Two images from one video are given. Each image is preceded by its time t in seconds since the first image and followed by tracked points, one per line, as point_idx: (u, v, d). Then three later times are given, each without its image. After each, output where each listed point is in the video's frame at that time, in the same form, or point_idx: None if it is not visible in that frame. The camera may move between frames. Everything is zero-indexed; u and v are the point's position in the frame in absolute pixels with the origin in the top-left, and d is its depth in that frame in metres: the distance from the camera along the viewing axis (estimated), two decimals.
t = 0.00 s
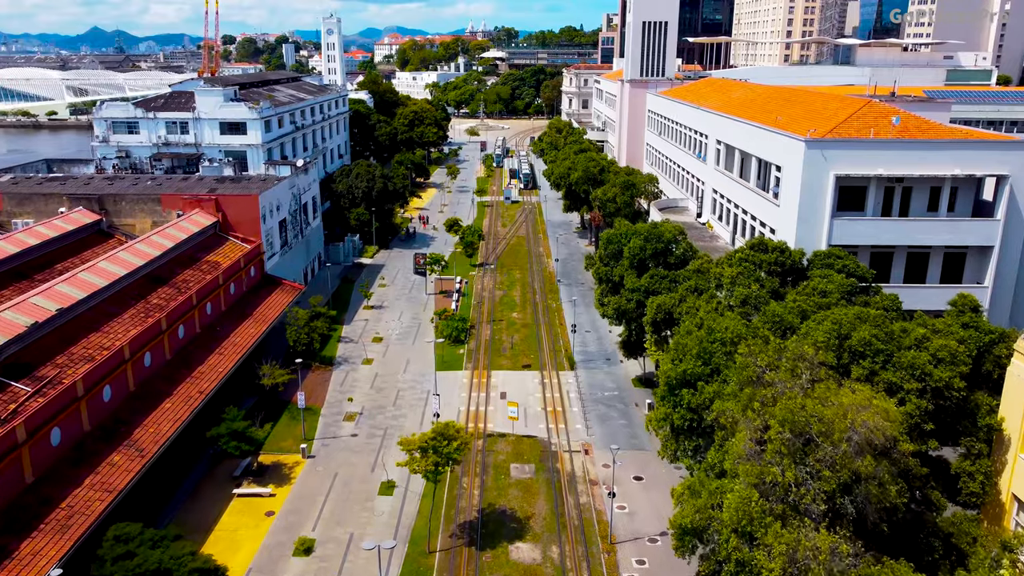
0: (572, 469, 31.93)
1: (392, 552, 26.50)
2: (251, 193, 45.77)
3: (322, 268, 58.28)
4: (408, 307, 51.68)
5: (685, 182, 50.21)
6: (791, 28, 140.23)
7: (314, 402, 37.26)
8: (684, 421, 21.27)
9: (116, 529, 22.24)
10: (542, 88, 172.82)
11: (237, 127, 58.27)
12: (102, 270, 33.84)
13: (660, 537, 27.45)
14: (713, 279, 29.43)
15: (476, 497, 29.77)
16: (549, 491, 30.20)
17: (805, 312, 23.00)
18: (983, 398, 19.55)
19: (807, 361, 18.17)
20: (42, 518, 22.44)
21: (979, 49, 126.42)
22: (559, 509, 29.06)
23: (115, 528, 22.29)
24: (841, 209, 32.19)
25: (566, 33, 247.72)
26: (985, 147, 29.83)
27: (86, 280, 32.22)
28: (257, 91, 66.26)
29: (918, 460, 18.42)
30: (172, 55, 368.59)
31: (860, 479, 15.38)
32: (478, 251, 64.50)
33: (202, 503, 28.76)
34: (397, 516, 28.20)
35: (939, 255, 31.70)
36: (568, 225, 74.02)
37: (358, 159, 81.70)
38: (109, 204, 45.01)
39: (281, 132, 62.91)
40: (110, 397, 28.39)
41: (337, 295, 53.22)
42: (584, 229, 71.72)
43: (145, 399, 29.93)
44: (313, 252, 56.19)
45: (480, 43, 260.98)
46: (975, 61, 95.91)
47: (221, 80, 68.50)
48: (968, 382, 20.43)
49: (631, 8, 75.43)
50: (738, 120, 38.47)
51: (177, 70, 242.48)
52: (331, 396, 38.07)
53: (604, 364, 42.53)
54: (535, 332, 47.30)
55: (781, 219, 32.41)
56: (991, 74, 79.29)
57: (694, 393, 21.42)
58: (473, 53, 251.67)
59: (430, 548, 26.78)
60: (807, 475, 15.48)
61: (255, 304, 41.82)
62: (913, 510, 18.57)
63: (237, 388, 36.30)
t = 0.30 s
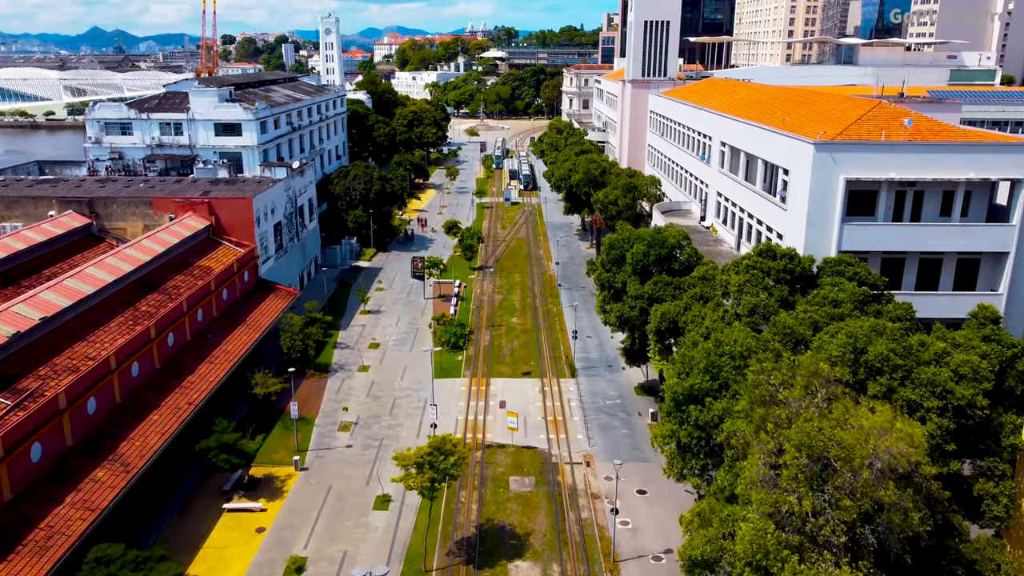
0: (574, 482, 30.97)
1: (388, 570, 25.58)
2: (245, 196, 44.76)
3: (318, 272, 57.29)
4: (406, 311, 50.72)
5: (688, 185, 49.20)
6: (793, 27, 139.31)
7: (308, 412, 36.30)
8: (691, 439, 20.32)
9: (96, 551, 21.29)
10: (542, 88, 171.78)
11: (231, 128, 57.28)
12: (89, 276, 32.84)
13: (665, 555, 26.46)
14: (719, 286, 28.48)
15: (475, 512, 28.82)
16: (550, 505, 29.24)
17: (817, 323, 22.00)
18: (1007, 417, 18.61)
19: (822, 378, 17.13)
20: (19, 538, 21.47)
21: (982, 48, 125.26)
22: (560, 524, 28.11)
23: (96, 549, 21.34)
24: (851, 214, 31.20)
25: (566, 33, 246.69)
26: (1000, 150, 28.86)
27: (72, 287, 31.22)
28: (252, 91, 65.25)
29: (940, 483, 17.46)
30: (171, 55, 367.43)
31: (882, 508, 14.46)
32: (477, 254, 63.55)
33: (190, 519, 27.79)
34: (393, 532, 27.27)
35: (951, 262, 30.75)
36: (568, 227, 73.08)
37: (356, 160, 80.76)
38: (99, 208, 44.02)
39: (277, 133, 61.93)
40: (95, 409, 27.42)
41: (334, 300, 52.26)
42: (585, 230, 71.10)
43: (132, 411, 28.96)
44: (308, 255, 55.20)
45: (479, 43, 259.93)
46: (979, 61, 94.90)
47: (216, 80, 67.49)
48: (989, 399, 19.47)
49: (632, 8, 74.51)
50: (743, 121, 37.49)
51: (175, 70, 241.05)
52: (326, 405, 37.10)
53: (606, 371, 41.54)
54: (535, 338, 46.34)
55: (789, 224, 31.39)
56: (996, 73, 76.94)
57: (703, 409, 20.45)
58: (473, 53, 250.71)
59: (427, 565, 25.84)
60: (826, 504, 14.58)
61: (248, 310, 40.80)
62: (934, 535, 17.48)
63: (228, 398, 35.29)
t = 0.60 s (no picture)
0: (576, 496, 29.97)
1: None
2: (238, 199, 43.76)
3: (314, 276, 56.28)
4: (403, 316, 49.72)
5: (692, 188, 48.24)
6: (795, 27, 138.24)
7: (302, 422, 35.33)
8: (700, 460, 19.32)
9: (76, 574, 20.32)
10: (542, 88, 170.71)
11: (226, 129, 56.35)
12: (76, 282, 31.82)
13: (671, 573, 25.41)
14: (726, 295, 27.52)
15: (472, 528, 27.85)
16: (551, 521, 28.26)
17: (831, 336, 21.04)
18: None
19: (839, 398, 16.16)
20: None
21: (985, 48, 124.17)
22: (561, 541, 27.12)
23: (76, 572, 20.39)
24: (862, 219, 30.19)
25: (566, 33, 245.55)
26: (1016, 154, 27.88)
27: (58, 294, 30.21)
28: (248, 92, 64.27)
29: (965, 509, 16.43)
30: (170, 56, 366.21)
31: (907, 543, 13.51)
32: (476, 257, 62.56)
33: (178, 536, 26.86)
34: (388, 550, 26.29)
35: (965, 269, 29.75)
36: (569, 229, 72.08)
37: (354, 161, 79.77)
38: (89, 211, 43.04)
39: (273, 134, 61.01)
40: (79, 421, 26.44)
41: (330, 305, 51.27)
42: (586, 232, 70.23)
43: (118, 423, 27.98)
44: (304, 259, 54.19)
45: (479, 43, 258.79)
46: (983, 61, 93.88)
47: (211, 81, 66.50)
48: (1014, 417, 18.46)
49: (633, 7, 73.61)
50: (749, 123, 36.50)
51: (173, 70, 239.62)
52: (320, 415, 36.12)
53: (608, 379, 40.53)
54: (536, 344, 45.35)
55: (797, 230, 30.38)
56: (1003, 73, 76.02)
57: (712, 427, 19.47)
58: (473, 53, 249.57)
59: None
60: (846, 537, 13.71)
61: (241, 316, 39.81)
62: (959, 563, 16.46)
63: (219, 408, 34.33)
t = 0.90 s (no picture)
0: (578, 511, 28.95)
1: None
2: (232, 202, 42.75)
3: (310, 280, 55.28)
4: (401, 322, 48.74)
5: (695, 190, 47.26)
6: (796, 27, 137.27)
7: (295, 432, 34.37)
8: (710, 481, 18.39)
9: None
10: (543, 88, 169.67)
11: (221, 130, 55.40)
12: (61, 289, 30.76)
13: None
14: (733, 303, 26.58)
15: (470, 546, 26.88)
16: (552, 538, 27.25)
17: (846, 351, 20.04)
18: None
19: (860, 420, 15.23)
20: None
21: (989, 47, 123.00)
22: (563, 558, 26.15)
23: None
24: (873, 225, 29.21)
25: (566, 33, 244.53)
26: None
27: (41, 302, 29.13)
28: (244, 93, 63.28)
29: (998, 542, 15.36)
30: (170, 56, 365.59)
31: None
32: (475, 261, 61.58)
33: (164, 555, 25.85)
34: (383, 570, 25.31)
35: (980, 276, 28.78)
36: (569, 232, 71.09)
37: (352, 163, 78.82)
38: (79, 215, 42.08)
39: (269, 136, 60.05)
40: (60, 436, 25.39)
41: (326, 310, 50.30)
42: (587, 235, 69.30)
43: (102, 438, 26.94)
44: (300, 263, 53.22)
45: (479, 43, 257.72)
46: (987, 61, 92.83)
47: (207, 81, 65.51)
48: None
49: (635, 6, 72.68)
50: (757, 125, 35.48)
51: (172, 70, 238.59)
52: (314, 426, 35.13)
53: (610, 388, 39.50)
54: (536, 350, 44.36)
55: (806, 235, 29.38)
56: (1010, 73, 75.00)
57: (723, 447, 18.51)
58: (473, 53, 248.59)
59: None
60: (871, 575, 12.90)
61: (234, 323, 38.79)
62: None
63: (210, 419, 33.33)
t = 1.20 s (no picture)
0: (580, 527, 27.95)
1: None
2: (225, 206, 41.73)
3: (306, 284, 54.25)
4: (398, 327, 47.75)
5: (699, 193, 46.26)
6: (798, 27, 136.34)
7: (288, 443, 33.39)
8: (721, 505, 17.43)
9: None
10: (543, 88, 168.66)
11: (216, 132, 54.40)
12: (45, 297, 29.70)
13: None
14: (741, 312, 25.57)
15: (468, 564, 25.89)
16: (552, 556, 26.25)
17: (862, 366, 19.05)
18: None
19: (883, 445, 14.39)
20: None
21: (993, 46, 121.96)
22: None
23: None
24: (886, 230, 28.20)
25: (567, 33, 243.47)
26: None
27: (24, 310, 28.08)
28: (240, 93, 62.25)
29: None
30: (170, 56, 364.70)
31: None
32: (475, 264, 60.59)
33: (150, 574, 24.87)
34: None
35: (996, 284, 27.79)
36: (570, 234, 70.11)
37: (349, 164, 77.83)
38: (69, 219, 41.06)
39: (265, 137, 59.05)
40: (41, 452, 24.36)
41: (322, 315, 49.31)
42: (588, 238, 68.33)
43: (86, 453, 25.91)
44: (296, 267, 52.21)
45: (479, 43, 256.66)
46: (992, 60, 91.84)
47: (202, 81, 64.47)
48: None
49: (637, 5, 71.67)
50: (764, 127, 34.46)
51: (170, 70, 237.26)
52: (308, 436, 34.13)
53: (612, 396, 38.51)
54: (536, 357, 43.38)
55: (816, 242, 28.35)
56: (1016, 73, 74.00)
57: (734, 470, 17.58)
58: (473, 53, 247.62)
59: None
60: None
61: (226, 330, 37.80)
62: None
63: (200, 430, 32.36)
